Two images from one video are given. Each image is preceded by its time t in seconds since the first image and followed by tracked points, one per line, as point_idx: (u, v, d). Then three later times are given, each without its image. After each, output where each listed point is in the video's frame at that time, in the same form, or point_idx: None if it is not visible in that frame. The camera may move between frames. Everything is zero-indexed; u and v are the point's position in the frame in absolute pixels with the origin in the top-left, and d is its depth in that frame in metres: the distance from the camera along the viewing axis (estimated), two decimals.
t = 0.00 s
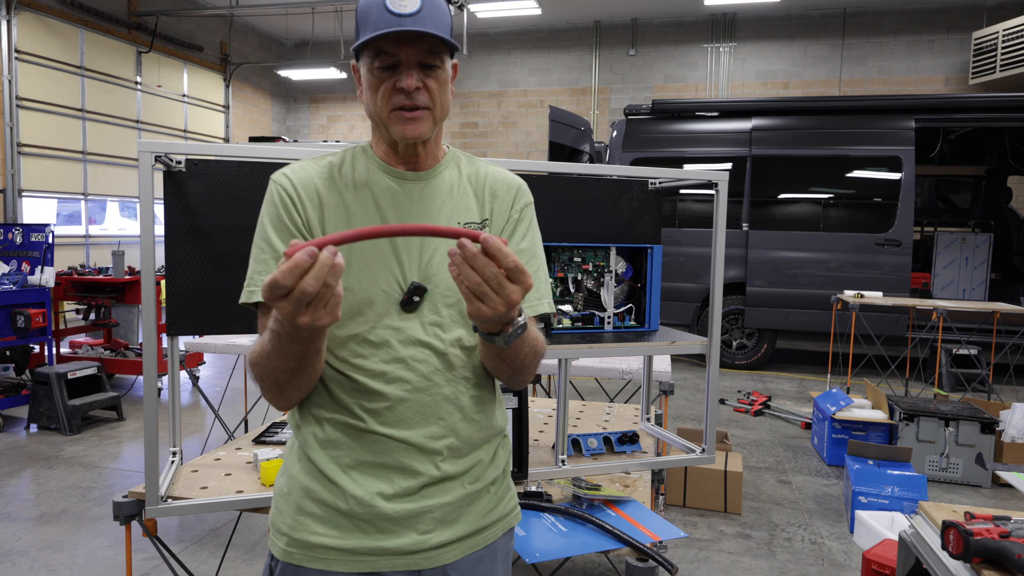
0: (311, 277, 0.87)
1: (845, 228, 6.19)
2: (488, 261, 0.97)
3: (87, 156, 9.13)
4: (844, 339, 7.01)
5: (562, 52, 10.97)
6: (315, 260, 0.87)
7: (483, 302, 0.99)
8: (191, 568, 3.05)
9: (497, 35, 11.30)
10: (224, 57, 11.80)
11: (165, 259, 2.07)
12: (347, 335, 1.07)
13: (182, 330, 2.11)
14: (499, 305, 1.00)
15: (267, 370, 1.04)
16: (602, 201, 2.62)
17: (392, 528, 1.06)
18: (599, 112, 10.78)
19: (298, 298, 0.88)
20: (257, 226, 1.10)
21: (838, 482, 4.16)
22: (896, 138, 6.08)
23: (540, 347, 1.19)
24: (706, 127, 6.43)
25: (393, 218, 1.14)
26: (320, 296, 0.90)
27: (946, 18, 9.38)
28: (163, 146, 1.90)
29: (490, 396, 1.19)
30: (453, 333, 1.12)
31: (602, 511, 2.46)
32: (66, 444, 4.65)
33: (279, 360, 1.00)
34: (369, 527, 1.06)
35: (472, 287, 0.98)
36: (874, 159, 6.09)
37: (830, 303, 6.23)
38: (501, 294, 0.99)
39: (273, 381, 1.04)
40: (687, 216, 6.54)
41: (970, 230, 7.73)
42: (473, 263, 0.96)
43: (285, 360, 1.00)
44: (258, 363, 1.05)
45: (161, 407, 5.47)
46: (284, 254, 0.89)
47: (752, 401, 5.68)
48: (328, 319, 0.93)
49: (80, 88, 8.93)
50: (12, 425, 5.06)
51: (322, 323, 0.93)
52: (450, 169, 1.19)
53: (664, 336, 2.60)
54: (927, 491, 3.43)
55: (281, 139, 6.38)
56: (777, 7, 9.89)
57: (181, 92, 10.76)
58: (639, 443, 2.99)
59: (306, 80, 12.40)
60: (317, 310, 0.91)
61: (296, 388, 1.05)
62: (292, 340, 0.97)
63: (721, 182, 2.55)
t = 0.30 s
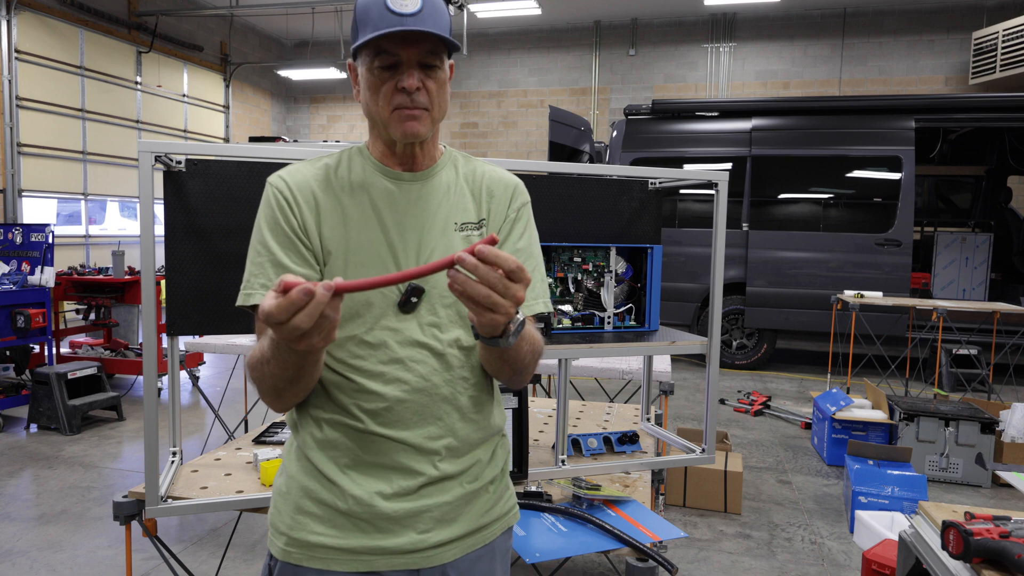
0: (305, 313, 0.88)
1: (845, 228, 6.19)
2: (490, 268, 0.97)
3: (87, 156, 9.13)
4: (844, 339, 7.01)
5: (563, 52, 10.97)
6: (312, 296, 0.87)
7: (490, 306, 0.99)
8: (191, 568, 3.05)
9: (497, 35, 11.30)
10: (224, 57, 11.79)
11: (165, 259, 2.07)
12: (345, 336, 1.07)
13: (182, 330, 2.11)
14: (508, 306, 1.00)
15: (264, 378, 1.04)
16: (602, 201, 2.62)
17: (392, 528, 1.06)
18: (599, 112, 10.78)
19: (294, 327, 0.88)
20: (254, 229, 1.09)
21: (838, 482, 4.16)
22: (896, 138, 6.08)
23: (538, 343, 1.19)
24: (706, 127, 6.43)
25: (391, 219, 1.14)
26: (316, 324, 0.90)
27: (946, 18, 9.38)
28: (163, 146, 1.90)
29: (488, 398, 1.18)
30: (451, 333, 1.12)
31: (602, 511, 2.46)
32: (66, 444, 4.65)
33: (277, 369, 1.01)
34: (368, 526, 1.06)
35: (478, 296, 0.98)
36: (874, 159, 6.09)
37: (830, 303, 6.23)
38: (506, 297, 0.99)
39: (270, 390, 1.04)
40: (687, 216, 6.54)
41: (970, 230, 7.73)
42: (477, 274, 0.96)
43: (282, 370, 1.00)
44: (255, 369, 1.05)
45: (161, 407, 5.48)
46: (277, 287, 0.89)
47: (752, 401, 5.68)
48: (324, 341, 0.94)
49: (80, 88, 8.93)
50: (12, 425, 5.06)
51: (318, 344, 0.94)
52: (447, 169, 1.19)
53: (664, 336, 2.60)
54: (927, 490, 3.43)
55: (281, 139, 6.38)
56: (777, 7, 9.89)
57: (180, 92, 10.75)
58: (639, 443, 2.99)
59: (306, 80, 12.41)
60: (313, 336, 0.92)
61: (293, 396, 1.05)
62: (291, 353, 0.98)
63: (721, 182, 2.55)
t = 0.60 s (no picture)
0: (306, 332, 0.88)
1: (845, 228, 6.19)
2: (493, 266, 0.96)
3: (87, 156, 9.13)
4: (844, 339, 7.01)
5: (563, 52, 10.97)
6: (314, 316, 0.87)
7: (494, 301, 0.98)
8: (191, 568, 3.05)
9: (497, 35, 11.30)
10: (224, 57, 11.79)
11: (165, 259, 2.07)
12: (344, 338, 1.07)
13: (182, 330, 2.11)
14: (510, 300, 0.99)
15: (266, 386, 1.03)
16: (602, 201, 2.62)
17: (391, 528, 1.06)
18: (599, 112, 10.78)
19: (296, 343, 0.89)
20: (253, 231, 1.10)
21: (838, 483, 4.16)
22: (896, 138, 6.08)
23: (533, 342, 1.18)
24: (706, 127, 6.43)
25: (390, 220, 1.14)
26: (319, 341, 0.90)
27: (947, 18, 9.38)
28: (163, 146, 1.90)
29: (487, 399, 1.18)
30: (450, 334, 1.12)
31: (602, 511, 2.46)
32: (66, 444, 4.65)
33: (281, 379, 1.01)
34: (367, 526, 1.06)
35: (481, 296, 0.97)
36: (874, 159, 6.09)
37: (830, 303, 6.23)
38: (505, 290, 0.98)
39: (270, 397, 1.03)
40: (687, 216, 6.53)
41: (970, 230, 7.73)
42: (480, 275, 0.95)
43: (286, 381, 1.00)
44: (258, 373, 1.05)
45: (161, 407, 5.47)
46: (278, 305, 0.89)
47: (752, 401, 5.68)
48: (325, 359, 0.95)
49: (80, 88, 8.93)
50: (12, 425, 5.06)
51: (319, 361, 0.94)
52: (446, 169, 1.19)
53: (664, 336, 2.60)
54: (927, 490, 3.43)
55: (282, 139, 6.38)
56: (777, 7, 9.89)
57: (180, 92, 10.75)
58: (640, 443, 2.99)
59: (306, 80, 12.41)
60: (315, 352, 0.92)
61: (293, 402, 1.05)
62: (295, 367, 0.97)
63: (721, 182, 2.55)
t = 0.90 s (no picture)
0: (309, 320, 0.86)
1: (845, 228, 6.18)
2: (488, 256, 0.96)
3: (87, 156, 9.13)
4: (844, 339, 7.02)
5: (563, 52, 10.96)
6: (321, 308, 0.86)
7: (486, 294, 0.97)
8: (192, 568, 3.05)
9: (497, 35, 11.30)
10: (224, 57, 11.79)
11: (165, 259, 2.07)
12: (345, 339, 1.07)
13: (182, 330, 2.11)
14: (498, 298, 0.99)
15: (269, 386, 1.03)
16: (602, 201, 2.62)
17: (391, 528, 1.06)
18: (599, 112, 10.78)
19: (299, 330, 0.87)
20: (252, 231, 1.10)
21: (838, 482, 4.16)
22: (896, 138, 6.08)
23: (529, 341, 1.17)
24: (706, 127, 6.43)
25: (389, 220, 1.14)
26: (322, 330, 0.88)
27: (947, 18, 9.38)
28: (163, 146, 1.90)
29: (487, 398, 1.18)
30: (450, 335, 1.12)
31: (602, 511, 2.46)
32: (66, 444, 4.65)
33: (285, 377, 1.00)
34: (367, 527, 1.06)
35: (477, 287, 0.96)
36: (874, 159, 6.10)
37: (830, 303, 6.23)
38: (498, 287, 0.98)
39: (275, 394, 1.03)
40: (687, 216, 6.53)
41: (970, 230, 7.73)
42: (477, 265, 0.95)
43: (290, 379, 1.00)
44: (259, 375, 1.04)
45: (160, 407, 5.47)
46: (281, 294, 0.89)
47: (752, 401, 5.68)
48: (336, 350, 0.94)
49: (80, 87, 8.93)
50: (12, 425, 5.06)
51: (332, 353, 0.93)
52: (446, 169, 1.19)
53: (664, 336, 2.60)
54: (927, 490, 3.43)
55: (282, 139, 6.38)
56: (777, 7, 9.89)
57: (180, 92, 10.75)
58: (640, 443, 3.00)
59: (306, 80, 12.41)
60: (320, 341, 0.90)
61: (295, 401, 1.04)
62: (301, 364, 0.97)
63: (721, 182, 2.55)
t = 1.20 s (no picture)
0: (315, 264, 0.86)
1: (845, 228, 6.18)
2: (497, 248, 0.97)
3: (87, 156, 9.13)
4: (844, 339, 7.02)
5: (563, 52, 10.96)
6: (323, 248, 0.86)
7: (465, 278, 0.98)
8: (191, 568, 3.05)
9: (497, 35, 11.30)
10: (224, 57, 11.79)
11: (165, 259, 2.07)
12: (343, 338, 1.07)
13: (182, 330, 2.11)
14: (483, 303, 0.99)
15: (271, 378, 1.03)
16: (602, 201, 2.62)
17: (390, 528, 1.06)
18: (599, 112, 10.77)
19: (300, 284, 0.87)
20: (250, 233, 1.10)
21: (838, 482, 4.16)
22: (896, 138, 6.09)
23: (531, 344, 1.16)
24: (706, 127, 6.43)
25: (387, 221, 1.14)
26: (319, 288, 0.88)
27: (947, 18, 9.38)
28: (163, 146, 1.90)
29: (486, 397, 1.18)
30: (449, 334, 1.12)
31: (602, 511, 2.46)
32: (66, 444, 4.65)
33: (284, 366, 1.00)
34: (366, 527, 1.06)
35: (466, 268, 0.97)
36: (874, 159, 6.10)
37: (830, 303, 6.23)
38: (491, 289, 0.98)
39: (278, 386, 1.03)
40: (687, 216, 6.53)
41: (970, 230, 7.72)
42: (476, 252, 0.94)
43: (290, 366, 0.99)
44: (259, 371, 1.05)
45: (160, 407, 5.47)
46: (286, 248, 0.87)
47: (752, 401, 5.68)
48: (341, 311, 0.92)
49: (80, 87, 8.93)
50: (12, 425, 5.06)
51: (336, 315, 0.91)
52: (444, 169, 1.19)
53: (664, 336, 2.60)
54: (927, 490, 3.43)
55: (282, 139, 6.38)
56: (777, 7, 9.89)
57: (180, 92, 10.75)
58: (640, 443, 3.00)
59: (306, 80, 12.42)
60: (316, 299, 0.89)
61: (297, 394, 1.05)
62: (300, 343, 0.97)
63: (721, 182, 2.55)
